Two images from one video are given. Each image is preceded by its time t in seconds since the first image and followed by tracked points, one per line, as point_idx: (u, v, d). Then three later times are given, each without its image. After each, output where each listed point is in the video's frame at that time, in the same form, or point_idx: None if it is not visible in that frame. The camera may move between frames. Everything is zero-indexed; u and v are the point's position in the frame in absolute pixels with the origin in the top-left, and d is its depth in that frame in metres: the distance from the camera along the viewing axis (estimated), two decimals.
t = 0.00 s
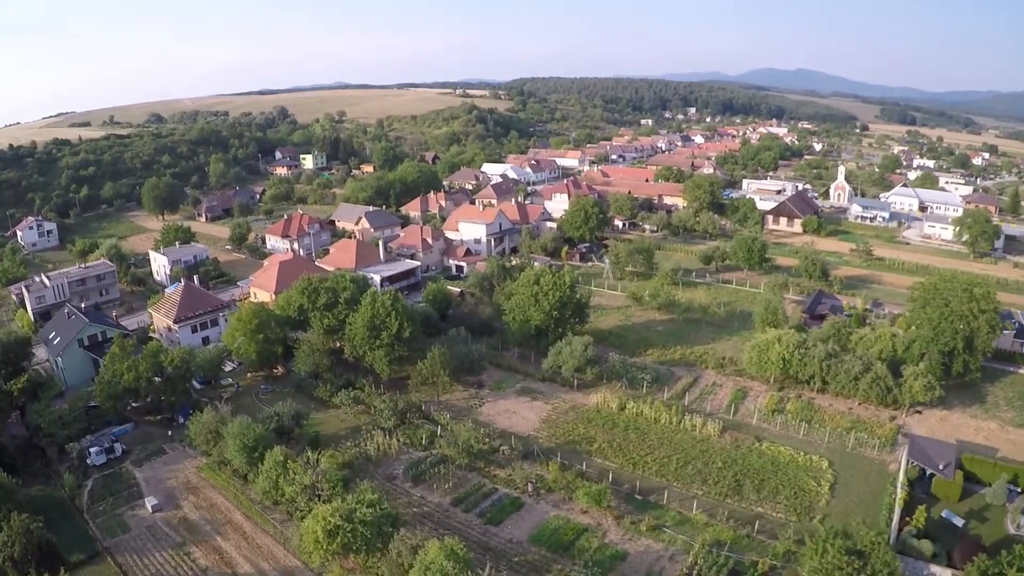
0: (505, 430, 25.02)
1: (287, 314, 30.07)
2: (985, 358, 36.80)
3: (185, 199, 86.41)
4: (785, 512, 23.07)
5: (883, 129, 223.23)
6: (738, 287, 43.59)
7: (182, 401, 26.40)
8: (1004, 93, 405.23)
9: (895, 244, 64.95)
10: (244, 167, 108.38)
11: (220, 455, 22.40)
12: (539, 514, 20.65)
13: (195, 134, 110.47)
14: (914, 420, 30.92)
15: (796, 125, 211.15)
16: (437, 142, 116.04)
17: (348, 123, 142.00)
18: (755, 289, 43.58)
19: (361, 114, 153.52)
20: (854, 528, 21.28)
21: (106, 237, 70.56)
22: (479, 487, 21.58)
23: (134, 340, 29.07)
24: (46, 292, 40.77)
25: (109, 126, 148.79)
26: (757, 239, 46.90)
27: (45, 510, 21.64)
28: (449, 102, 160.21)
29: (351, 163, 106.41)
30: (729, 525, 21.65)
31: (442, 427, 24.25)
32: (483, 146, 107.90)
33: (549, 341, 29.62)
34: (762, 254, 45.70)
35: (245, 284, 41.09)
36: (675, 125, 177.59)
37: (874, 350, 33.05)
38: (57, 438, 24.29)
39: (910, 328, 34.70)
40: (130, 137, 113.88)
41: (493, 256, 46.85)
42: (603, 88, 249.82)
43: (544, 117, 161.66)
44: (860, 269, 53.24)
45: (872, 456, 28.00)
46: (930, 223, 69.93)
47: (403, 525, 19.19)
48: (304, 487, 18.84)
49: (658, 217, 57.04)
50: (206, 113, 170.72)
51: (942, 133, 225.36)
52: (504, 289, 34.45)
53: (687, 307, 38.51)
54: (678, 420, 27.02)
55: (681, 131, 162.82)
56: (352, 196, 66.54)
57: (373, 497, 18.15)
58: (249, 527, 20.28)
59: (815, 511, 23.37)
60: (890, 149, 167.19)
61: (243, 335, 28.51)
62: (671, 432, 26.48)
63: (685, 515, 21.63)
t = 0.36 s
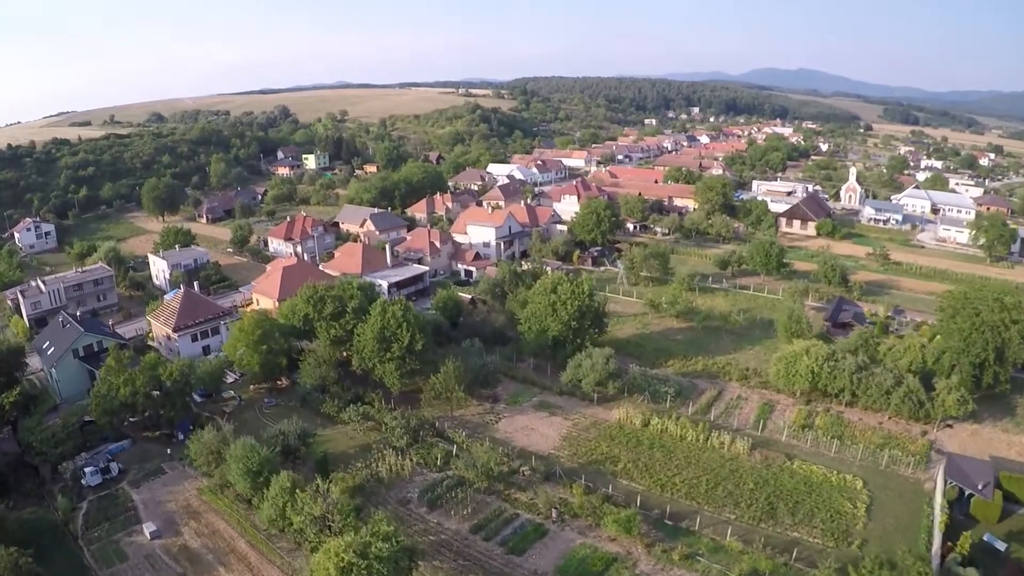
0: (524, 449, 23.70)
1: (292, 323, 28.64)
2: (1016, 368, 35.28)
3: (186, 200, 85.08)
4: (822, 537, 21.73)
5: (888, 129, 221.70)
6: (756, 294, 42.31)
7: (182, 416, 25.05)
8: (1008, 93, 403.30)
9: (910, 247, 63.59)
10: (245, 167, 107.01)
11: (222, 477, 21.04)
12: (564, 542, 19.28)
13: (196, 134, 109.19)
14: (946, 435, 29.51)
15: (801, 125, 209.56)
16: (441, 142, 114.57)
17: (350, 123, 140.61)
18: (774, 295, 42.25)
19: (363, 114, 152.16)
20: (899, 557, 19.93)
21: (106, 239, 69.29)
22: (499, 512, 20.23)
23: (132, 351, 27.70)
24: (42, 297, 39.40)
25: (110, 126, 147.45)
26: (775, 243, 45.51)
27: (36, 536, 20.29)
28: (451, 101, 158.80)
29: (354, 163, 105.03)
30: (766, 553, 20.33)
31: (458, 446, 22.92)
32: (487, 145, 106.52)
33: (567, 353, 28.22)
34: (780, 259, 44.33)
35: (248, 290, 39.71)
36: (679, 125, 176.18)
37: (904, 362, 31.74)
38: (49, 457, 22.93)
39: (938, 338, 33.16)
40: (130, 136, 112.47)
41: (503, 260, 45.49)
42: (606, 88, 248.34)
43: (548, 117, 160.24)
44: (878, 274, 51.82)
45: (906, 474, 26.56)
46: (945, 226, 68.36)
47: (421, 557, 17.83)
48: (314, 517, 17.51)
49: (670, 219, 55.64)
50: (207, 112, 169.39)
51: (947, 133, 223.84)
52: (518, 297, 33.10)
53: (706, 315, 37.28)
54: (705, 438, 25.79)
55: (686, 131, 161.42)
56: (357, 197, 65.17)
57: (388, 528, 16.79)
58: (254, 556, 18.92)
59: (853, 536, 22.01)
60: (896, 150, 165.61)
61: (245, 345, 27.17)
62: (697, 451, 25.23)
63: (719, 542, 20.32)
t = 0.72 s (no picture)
0: (544, 470, 22.41)
1: (296, 334, 27.23)
2: None
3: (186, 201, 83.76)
4: (862, 564, 20.38)
5: (892, 129, 220.37)
6: (773, 301, 41.01)
7: (180, 435, 23.72)
8: (1011, 92, 401.65)
9: (925, 250, 62.21)
10: (246, 168, 105.74)
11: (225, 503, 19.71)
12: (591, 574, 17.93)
13: (196, 134, 107.90)
14: (979, 450, 28.06)
15: (804, 125, 208.16)
16: (443, 142, 113.19)
17: (352, 122, 139.36)
18: (793, 303, 40.93)
19: (365, 113, 150.91)
20: None
21: (104, 242, 68.03)
22: (522, 541, 18.89)
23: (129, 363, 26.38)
24: (35, 303, 38.25)
25: (110, 125, 146.15)
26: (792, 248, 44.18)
27: (25, 566, 18.97)
28: (453, 101, 157.38)
29: (356, 163, 103.65)
30: None
31: (475, 468, 21.61)
32: (490, 146, 105.25)
33: (586, 366, 26.89)
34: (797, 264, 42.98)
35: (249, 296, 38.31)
36: (683, 125, 174.85)
37: (934, 374, 30.28)
38: (40, 478, 21.62)
39: (967, 348, 31.48)
40: (129, 136, 111.23)
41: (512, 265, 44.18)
42: (609, 88, 247.01)
43: (550, 116, 158.84)
44: (895, 279, 50.46)
45: (942, 494, 25.12)
46: (958, 229, 66.71)
47: None
48: (324, 552, 16.16)
49: (681, 222, 54.31)
50: (207, 112, 168.16)
51: (951, 133, 222.46)
52: (532, 305, 31.78)
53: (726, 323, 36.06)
54: (734, 457, 24.56)
55: (689, 131, 160.09)
56: (360, 199, 63.84)
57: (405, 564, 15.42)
58: None
59: (894, 563, 20.65)
60: (901, 150, 164.27)
61: (247, 357, 25.82)
62: (726, 471, 23.99)
63: (756, 572, 19.07)
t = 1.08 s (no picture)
0: (568, 492, 21.15)
1: (300, 345, 25.85)
2: None
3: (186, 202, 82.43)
4: None
5: (895, 128, 218.79)
6: (792, 308, 39.78)
7: (180, 454, 22.42)
8: (1014, 92, 399.33)
9: (941, 252, 60.86)
10: (246, 168, 104.43)
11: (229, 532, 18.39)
12: None
13: (196, 133, 106.49)
14: (1014, 465, 26.36)
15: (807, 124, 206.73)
16: (446, 142, 111.85)
17: (353, 122, 138.02)
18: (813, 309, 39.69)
19: (366, 113, 149.56)
20: None
21: (102, 245, 66.73)
22: (548, 572, 17.60)
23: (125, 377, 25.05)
24: (28, 310, 37.23)
25: (109, 126, 144.78)
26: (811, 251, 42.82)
27: None
28: (455, 100, 155.79)
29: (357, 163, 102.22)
30: None
31: (494, 492, 20.32)
32: (494, 146, 103.84)
33: (607, 378, 25.58)
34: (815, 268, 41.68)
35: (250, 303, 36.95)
36: (686, 124, 173.42)
37: (965, 386, 28.70)
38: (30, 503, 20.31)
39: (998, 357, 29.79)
40: (128, 136, 109.76)
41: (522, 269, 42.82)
42: (611, 87, 245.60)
43: (553, 116, 157.24)
44: (913, 282, 49.12)
45: (980, 512, 23.68)
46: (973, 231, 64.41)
47: None
48: None
49: (693, 224, 52.96)
50: (207, 112, 166.72)
51: (955, 132, 220.88)
52: (547, 313, 30.48)
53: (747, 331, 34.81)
54: (766, 476, 23.27)
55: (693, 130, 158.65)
56: (363, 200, 62.44)
57: None
58: None
59: None
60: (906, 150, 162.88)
61: (249, 371, 24.47)
62: (758, 491, 22.69)
63: None
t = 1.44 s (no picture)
0: (591, 518, 19.95)
1: (303, 359, 24.47)
2: None
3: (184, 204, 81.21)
4: None
5: (897, 128, 217.58)
6: (809, 315, 38.56)
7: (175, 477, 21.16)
8: (1013, 92, 398.62)
9: (955, 254, 59.62)
10: (245, 169, 103.14)
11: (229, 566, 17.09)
12: None
13: (195, 134, 105.23)
14: None
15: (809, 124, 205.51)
16: (447, 143, 110.58)
17: (353, 122, 136.77)
18: (831, 317, 38.46)
19: (366, 113, 148.21)
20: None
21: (98, 249, 65.42)
22: None
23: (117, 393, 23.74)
24: (20, 318, 36.18)
25: (106, 126, 143.39)
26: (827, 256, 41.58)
27: None
28: (456, 100, 154.42)
29: (358, 164, 100.93)
30: None
31: (513, 520, 19.08)
32: (496, 146, 102.52)
33: (627, 393, 24.32)
34: (833, 274, 40.44)
35: (249, 310, 35.58)
36: (688, 124, 172.25)
37: (999, 399, 27.41)
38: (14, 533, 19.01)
39: None
40: (126, 137, 108.42)
41: (530, 274, 41.56)
42: (611, 87, 244.43)
43: (554, 116, 155.93)
44: (930, 287, 47.86)
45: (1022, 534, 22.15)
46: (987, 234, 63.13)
47: None
48: None
49: (704, 226, 51.65)
50: (205, 112, 165.35)
51: (957, 132, 219.70)
52: (561, 323, 29.26)
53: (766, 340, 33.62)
54: (797, 497, 21.97)
55: (695, 131, 157.38)
56: (365, 202, 61.06)
57: None
58: None
59: None
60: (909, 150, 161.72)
61: (249, 387, 23.14)
62: (791, 514, 21.37)
63: None
